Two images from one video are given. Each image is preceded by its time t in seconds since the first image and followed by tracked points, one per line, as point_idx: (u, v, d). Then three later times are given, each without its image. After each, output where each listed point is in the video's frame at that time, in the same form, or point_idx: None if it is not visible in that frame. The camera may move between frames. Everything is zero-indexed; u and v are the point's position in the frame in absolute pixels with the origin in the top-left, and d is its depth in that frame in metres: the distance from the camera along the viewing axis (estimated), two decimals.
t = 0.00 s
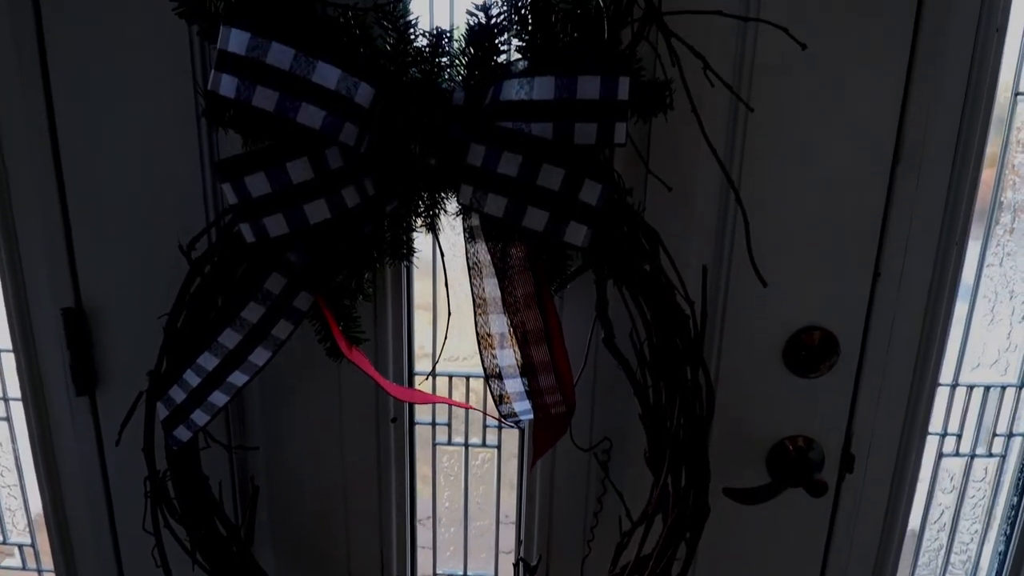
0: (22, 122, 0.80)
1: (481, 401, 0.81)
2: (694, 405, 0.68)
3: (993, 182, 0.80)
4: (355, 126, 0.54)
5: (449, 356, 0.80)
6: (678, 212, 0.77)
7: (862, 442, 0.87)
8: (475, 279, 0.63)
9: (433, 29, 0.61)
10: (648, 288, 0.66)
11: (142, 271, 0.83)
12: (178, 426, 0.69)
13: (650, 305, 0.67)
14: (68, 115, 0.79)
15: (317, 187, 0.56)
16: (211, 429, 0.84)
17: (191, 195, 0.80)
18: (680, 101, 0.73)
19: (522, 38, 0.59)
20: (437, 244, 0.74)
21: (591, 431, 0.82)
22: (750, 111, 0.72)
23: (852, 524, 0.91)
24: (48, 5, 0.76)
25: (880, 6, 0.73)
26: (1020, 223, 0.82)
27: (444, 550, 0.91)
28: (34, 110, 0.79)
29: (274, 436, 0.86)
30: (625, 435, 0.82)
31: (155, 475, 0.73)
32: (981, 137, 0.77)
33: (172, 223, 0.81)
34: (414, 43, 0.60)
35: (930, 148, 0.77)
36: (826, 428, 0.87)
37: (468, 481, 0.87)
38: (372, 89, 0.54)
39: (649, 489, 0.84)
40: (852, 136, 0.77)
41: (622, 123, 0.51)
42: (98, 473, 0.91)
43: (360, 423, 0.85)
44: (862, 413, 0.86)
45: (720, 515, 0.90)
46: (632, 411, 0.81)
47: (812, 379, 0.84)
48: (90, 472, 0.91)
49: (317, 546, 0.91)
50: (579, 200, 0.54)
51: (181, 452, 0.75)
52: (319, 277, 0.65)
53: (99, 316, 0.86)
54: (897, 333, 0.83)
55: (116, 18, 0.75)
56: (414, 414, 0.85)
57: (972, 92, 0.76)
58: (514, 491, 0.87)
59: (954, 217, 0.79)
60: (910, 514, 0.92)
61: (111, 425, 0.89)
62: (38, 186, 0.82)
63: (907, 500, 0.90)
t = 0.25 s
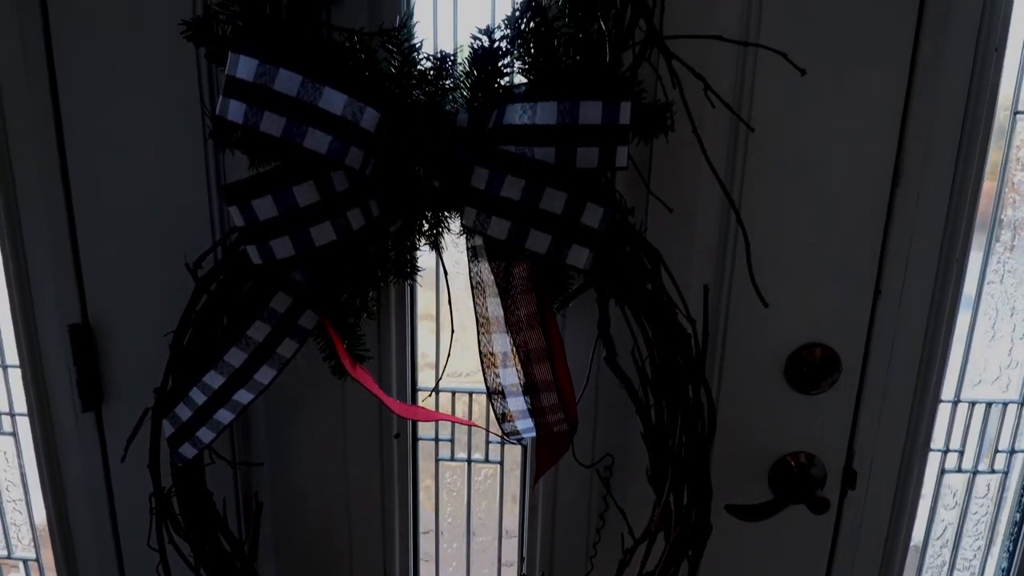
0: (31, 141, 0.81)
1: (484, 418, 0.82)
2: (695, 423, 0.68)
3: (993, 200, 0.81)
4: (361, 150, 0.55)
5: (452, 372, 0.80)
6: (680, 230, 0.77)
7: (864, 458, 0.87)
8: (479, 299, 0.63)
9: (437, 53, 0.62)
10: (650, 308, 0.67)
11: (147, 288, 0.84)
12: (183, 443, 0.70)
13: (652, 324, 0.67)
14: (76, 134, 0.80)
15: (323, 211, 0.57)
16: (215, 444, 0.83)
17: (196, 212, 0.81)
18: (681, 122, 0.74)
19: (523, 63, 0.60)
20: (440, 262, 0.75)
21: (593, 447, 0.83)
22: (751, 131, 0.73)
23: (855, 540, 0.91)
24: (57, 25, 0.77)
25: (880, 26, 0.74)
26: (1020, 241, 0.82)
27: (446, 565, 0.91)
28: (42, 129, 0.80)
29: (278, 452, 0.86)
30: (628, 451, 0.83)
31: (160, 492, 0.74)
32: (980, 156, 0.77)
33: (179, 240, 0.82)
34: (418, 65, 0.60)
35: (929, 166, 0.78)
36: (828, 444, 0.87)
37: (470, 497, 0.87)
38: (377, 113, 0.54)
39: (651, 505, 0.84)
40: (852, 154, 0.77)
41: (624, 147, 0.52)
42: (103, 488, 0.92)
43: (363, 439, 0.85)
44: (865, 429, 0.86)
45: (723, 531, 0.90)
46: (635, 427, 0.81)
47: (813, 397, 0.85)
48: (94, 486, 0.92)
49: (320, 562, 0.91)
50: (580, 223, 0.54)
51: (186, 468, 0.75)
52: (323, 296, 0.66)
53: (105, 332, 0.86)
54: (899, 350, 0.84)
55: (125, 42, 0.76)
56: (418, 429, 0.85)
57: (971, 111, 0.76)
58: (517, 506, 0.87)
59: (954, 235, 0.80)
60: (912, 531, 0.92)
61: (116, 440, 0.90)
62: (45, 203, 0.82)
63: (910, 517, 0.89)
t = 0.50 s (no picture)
0: (38, 162, 0.82)
1: (484, 437, 0.82)
2: (694, 443, 0.69)
3: (989, 220, 0.81)
4: (363, 177, 0.56)
5: (453, 389, 0.81)
6: (678, 250, 0.78)
7: (863, 476, 0.88)
8: (479, 320, 0.64)
9: (438, 79, 0.63)
10: (648, 329, 0.67)
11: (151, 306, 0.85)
12: (185, 462, 0.70)
13: (651, 345, 0.68)
14: (83, 156, 0.81)
15: (326, 236, 0.57)
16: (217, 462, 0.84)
17: (201, 232, 0.82)
18: (678, 146, 0.75)
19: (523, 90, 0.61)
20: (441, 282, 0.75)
21: (593, 465, 0.83)
22: (748, 154, 0.74)
23: (855, 558, 0.91)
24: (65, 49, 0.78)
25: (875, 50, 0.75)
26: (1017, 260, 0.83)
27: None
28: (49, 151, 0.81)
29: (279, 469, 0.87)
30: (628, 469, 0.83)
31: (162, 510, 0.74)
32: (976, 176, 0.78)
33: (183, 260, 0.83)
34: (420, 90, 0.61)
35: (925, 187, 0.79)
36: (827, 462, 0.87)
37: (471, 514, 0.87)
38: (379, 140, 0.55)
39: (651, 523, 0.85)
40: (849, 174, 0.78)
41: (622, 173, 0.53)
42: (105, 505, 0.92)
43: (364, 457, 0.86)
44: (864, 447, 0.87)
45: (722, 549, 0.90)
46: (635, 445, 0.82)
47: (812, 415, 0.85)
48: (96, 503, 0.92)
49: None
50: (578, 249, 0.55)
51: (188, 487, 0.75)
52: (325, 317, 0.66)
53: (109, 350, 0.87)
54: (897, 369, 0.84)
55: (132, 66, 0.78)
56: (419, 446, 0.86)
57: (966, 133, 0.77)
58: (517, 524, 0.88)
59: (951, 255, 0.80)
60: (913, 548, 0.92)
61: (119, 457, 0.90)
62: (51, 222, 0.83)
63: (910, 535, 0.89)
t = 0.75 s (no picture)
0: (44, 180, 0.83)
1: (485, 452, 0.82)
2: (694, 460, 0.69)
3: (988, 237, 0.82)
4: (367, 198, 0.56)
5: (455, 404, 0.81)
6: (679, 267, 0.78)
7: (864, 492, 0.88)
8: (481, 339, 0.64)
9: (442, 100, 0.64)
10: (648, 347, 0.68)
11: (156, 320, 0.85)
12: (188, 478, 0.71)
13: (651, 362, 0.68)
14: (89, 174, 0.82)
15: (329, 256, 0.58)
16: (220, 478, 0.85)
17: (205, 248, 0.83)
18: (678, 165, 0.75)
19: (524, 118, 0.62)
20: (444, 298, 0.76)
21: (594, 480, 0.83)
22: (748, 172, 0.74)
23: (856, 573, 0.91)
24: (72, 68, 0.79)
25: (873, 69, 0.76)
26: (1015, 276, 0.83)
27: None
28: (55, 169, 0.82)
29: (281, 484, 0.87)
30: (629, 484, 0.83)
31: (164, 525, 0.74)
32: (974, 194, 0.79)
33: (186, 276, 0.84)
34: (423, 111, 0.62)
35: (924, 204, 0.79)
36: (828, 478, 0.87)
37: (473, 529, 0.87)
38: (383, 162, 0.56)
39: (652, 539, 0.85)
40: (848, 192, 0.79)
41: (622, 195, 0.54)
42: (107, 519, 0.92)
43: (366, 472, 0.86)
44: (864, 463, 0.87)
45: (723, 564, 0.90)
46: (637, 460, 0.82)
47: (812, 431, 0.85)
48: (99, 518, 0.92)
49: None
50: (579, 270, 0.55)
51: (191, 503, 0.75)
52: (327, 334, 0.67)
53: (112, 366, 0.87)
54: (897, 385, 0.84)
55: (138, 85, 0.79)
56: (420, 461, 0.86)
57: (964, 150, 0.78)
58: (519, 539, 0.88)
59: (950, 272, 0.81)
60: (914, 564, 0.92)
61: (122, 472, 0.91)
62: (56, 237, 0.84)
63: (911, 551, 0.89)
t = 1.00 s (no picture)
0: (50, 194, 0.83)
1: (488, 466, 0.82)
2: (696, 475, 0.69)
3: (988, 252, 0.82)
4: (371, 218, 0.57)
5: (457, 418, 0.81)
6: (681, 282, 0.79)
7: (866, 506, 0.88)
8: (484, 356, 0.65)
9: (445, 118, 0.64)
10: (651, 365, 0.68)
11: (160, 333, 0.86)
12: (191, 493, 0.71)
13: (653, 378, 0.68)
14: (94, 188, 0.82)
15: (334, 275, 0.59)
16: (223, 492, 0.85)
17: (209, 261, 0.83)
18: (679, 182, 0.76)
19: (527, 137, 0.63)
20: (446, 313, 0.76)
21: (596, 494, 0.83)
22: (749, 188, 0.75)
23: None
24: (78, 83, 0.80)
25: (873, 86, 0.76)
26: (1016, 291, 0.83)
27: None
28: (61, 183, 0.83)
29: (283, 497, 0.87)
30: (631, 499, 0.83)
31: (166, 539, 0.74)
32: (975, 209, 0.79)
33: (191, 290, 0.84)
34: (426, 128, 0.62)
35: (925, 219, 0.80)
36: (830, 492, 0.87)
37: (474, 542, 0.87)
38: (387, 182, 0.57)
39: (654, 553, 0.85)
40: (849, 207, 0.79)
41: (625, 214, 0.56)
42: (109, 531, 0.92)
43: (368, 486, 0.86)
44: (866, 477, 0.87)
45: None
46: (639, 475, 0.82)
47: (814, 446, 0.85)
48: (101, 530, 0.92)
49: None
50: (582, 289, 0.56)
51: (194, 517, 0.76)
52: (331, 349, 0.67)
53: (115, 379, 0.88)
54: (899, 399, 0.84)
55: (144, 101, 0.80)
56: (422, 474, 0.86)
57: (964, 166, 0.78)
58: (521, 553, 0.87)
59: (950, 287, 0.81)
60: None
61: (124, 485, 0.91)
62: (61, 251, 0.85)
63: (914, 565, 0.89)
